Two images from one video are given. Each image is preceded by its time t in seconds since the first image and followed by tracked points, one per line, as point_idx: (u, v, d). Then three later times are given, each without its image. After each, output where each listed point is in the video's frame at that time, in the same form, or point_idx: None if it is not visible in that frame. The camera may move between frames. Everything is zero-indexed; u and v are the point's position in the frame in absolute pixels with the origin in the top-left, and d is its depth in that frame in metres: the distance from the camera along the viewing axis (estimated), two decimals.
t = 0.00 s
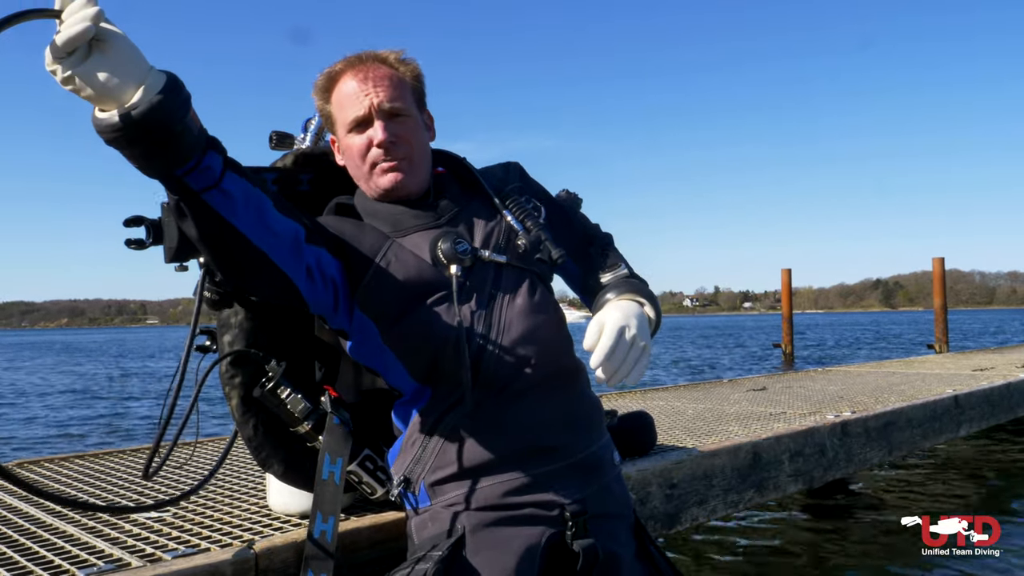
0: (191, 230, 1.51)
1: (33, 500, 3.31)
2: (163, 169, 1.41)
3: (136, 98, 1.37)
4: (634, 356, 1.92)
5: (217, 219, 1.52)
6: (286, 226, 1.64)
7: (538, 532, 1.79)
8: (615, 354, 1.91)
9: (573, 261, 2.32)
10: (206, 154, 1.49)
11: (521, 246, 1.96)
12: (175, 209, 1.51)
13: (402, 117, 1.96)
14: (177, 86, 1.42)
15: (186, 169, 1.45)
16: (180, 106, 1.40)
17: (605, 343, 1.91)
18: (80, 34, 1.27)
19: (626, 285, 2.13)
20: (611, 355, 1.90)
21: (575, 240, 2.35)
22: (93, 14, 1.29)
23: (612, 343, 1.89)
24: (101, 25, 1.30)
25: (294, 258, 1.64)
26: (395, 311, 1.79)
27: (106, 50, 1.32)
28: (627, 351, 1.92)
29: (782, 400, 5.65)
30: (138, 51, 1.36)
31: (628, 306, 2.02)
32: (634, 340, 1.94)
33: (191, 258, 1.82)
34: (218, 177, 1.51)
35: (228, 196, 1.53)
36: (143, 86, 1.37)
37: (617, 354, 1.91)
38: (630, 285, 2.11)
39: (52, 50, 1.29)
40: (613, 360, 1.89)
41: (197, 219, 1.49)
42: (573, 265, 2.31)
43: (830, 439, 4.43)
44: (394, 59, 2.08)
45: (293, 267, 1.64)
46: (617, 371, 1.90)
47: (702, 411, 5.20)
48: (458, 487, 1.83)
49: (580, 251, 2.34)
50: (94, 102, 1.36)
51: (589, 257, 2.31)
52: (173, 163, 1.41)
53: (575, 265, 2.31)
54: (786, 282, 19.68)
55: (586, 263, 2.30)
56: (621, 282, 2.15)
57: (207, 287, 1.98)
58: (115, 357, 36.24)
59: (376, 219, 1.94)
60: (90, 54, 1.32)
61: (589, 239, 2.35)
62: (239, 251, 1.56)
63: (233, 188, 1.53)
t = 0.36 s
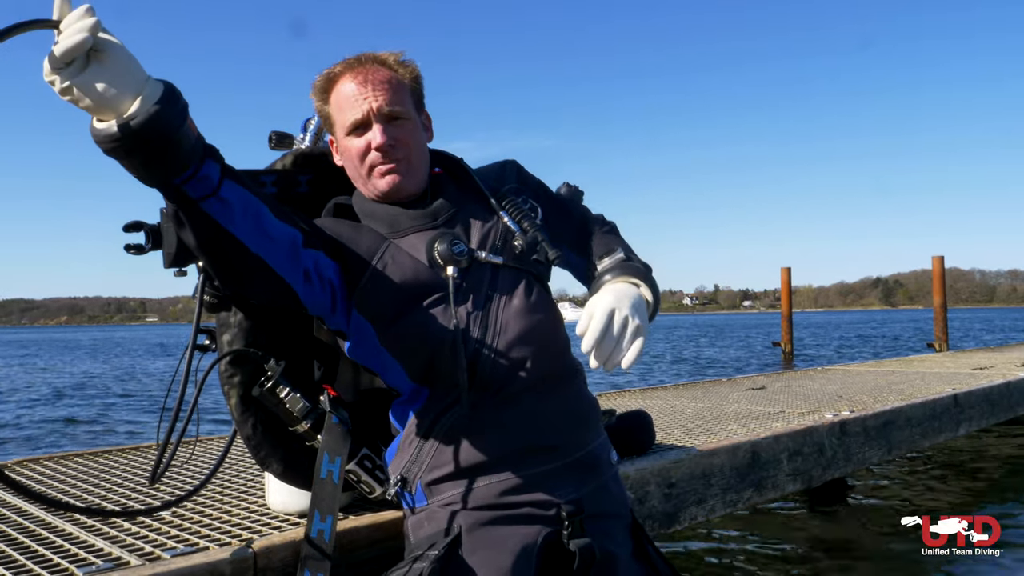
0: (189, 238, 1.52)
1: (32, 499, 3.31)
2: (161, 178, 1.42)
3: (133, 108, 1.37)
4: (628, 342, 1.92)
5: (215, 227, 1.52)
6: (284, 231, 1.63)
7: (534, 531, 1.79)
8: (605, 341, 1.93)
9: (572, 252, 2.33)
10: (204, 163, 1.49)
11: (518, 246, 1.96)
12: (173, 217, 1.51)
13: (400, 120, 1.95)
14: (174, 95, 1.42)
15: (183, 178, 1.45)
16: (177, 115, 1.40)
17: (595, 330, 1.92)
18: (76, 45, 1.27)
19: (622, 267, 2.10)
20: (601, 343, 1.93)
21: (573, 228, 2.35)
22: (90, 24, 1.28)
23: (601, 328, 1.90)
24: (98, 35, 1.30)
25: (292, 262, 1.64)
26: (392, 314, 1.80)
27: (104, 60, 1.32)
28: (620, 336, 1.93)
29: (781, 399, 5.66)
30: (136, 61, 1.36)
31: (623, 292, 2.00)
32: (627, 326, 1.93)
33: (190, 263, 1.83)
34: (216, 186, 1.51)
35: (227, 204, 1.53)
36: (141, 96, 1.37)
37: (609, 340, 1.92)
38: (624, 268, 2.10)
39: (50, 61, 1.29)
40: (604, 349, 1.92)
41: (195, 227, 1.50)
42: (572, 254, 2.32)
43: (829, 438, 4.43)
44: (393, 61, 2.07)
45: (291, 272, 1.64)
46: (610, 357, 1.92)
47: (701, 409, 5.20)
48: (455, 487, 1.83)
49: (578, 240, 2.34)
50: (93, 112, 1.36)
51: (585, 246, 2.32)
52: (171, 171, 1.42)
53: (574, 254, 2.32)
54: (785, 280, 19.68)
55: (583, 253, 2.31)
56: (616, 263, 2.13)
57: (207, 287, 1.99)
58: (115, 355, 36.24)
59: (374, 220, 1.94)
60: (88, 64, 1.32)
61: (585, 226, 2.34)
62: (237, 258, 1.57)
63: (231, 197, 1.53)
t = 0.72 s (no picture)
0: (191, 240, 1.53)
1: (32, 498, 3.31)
2: (166, 181, 1.43)
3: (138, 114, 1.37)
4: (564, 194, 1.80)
5: (218, 230, 1.53)
6: (286, 233, 1.64)
7: (531, 532, 1.78)
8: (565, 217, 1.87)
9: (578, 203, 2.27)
10: (208, 167, 1.50)
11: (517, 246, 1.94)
12: (177, 220, 1.52)
13: (389, 119, 1.93)
14: (179, 99, 1.44)
15: (188, 181, 1.46)
16: (181, 119, 1.41)
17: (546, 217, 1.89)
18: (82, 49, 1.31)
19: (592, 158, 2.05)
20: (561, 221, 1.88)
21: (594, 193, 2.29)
22: (96, 29, 1.30)
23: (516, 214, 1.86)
24: (104, 39, 1.32)
25: (293, 264, 1.65)
26: (391, 312, 1.78)
27: (109, 65, 1.34)
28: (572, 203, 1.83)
29: (779, 399, 5.65)
30: (141, 66, 1.38)
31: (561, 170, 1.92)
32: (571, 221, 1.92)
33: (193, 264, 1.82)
34: (221, 190, 1.52)
35: (230, 208, 1.54)
36: (145, 100, 1.38)
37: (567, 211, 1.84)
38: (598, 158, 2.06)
39: (56, 65, 1.31)
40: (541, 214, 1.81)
41: (198, 230, 1.51)
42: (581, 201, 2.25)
43: (828, 439, 4.43)
44: (386, 57, 2.04)
45: (292, 273, 1.64)
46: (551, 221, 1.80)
47: (700, 410, 5.20)
48: (452, 487, 1.82)
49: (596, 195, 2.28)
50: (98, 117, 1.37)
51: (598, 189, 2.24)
52: (174, 176, 1.43)
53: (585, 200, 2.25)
54: (784, 281, 19.70)
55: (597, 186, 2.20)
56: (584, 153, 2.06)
57: (208, 287, 1.99)
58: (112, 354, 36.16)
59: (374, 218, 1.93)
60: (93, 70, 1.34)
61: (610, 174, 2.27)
62: (238, 260, 1.58)
63: (235, 201, 1.55)
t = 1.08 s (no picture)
0: (194, 241, 1.55)
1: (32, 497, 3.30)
2: (171, 181, 1.44)
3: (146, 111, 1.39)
4: (330, 167, 1.66)
5: (220, 230, 1.54)
6: (289, 235, 1.63)
7: (525, 533, 1.77)
8: (353, 194, 1.71)
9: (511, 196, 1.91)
10: (213, 167, 1.51)
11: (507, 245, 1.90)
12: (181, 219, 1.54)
13: (378, 122, 1.99)
14: (185, 98, 1.44)
15: (192, 182, 1.48)
16: (187, 119, 1.42)
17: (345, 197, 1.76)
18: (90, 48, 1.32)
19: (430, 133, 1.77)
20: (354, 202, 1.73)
21: (539, 175, 1.95)
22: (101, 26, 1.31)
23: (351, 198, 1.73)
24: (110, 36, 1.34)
25: (295, 266, 1.64)
26: (382, 309, 1.74)
27: (116, 61, 1.35)
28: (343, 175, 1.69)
29: (780, 400, 5.64)
30: (148, 63, 1.38)
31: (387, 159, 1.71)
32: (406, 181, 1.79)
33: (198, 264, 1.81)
34: (225, 191, 1.53)
35: (235, 211, 1.55)
36: (152, 98, 1.39)
37: (350, 187, 1.70)
38: (438, 133, 1.78)
39: (63, 62, 1.33)
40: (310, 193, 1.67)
41: (201, 229, 1.53)
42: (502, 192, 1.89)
43: (828, 440, 4.43)
44: (377, 58, 2.08)
45: (292, 275, 1.63)
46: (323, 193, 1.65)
47: (700, 411, 5.19)
48: (445, 487, 1.81)
49: (526, 177, 1.92)
50: (104, 114, 1.39)
51: (515, 165, 1.89)
52: (177, 176, 1.44)
53: (509, 188, 1.90)
54: (785, 282, 19.68)
55: (497, 158, 1.85)
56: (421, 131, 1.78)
57: (207, 286, 1.98)
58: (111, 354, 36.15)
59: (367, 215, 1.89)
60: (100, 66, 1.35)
61: (543, 142, 1.93)
62: (241, 261, 1.58)
63: (240, 202, 1.55)
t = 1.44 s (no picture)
0: (199, 249, 1.58)
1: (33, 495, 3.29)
2: (181, 190, 1.48)
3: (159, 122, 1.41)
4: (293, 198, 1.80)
5: (227, 239, 1.57)
6: (296, 243, 1.65)
7: (522, 535, 1.76)
8: (316, 223, 1.81)
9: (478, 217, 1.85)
10: (223, 177, 1.54)
11: (497, 246, 1.86)
12: (188, 228, 1.57)
13: (376, 125, 1.99)
14: (196, 109, 1.47)
15: (202, 193, 1.51)
16: (198, 129, 1.45)
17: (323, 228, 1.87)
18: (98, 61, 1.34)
19: (377, 163, 1.74)
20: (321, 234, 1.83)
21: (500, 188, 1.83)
22: (109, 38, 1.34)
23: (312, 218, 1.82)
24: (119, 48, 1.36)
25: (300, 274, 1.65)
26: (372, 312, 1.72)
27: (124, 72, 1.37)
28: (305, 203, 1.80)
29: (781, 400, 5.63)
30: (156, 74, 1.40)
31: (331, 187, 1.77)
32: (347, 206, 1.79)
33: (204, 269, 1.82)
34: (235, 201, 1.56)
35: (243, 221, 1.57)
36: (162, 109, 1.42)
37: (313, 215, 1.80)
38: (384, 162, 1.73)
39: (72, 74, 1.35)
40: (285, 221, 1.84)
41: (208, 238, 1.56)
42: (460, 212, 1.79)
43: (830, 440, 4.42)
44: (376, 62, 2.07)
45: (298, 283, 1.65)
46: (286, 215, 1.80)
47: (701, 411, 5.18)
48: (440, 490, 1.81)
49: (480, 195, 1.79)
50: (114, 125, 1.41)
51: (468, 186, 1.76)
52: (186, 186, 1.47)
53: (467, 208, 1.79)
54: (784, 281, 19.66)
55: (449, 182, 1.73)
56: (371, 162, 1.76)
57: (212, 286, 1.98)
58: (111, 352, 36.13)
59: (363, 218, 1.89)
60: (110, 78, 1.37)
61: (498, 152, 1.79)
62: (243, 266, 1.61)
63: (249, 212, 1.58)
